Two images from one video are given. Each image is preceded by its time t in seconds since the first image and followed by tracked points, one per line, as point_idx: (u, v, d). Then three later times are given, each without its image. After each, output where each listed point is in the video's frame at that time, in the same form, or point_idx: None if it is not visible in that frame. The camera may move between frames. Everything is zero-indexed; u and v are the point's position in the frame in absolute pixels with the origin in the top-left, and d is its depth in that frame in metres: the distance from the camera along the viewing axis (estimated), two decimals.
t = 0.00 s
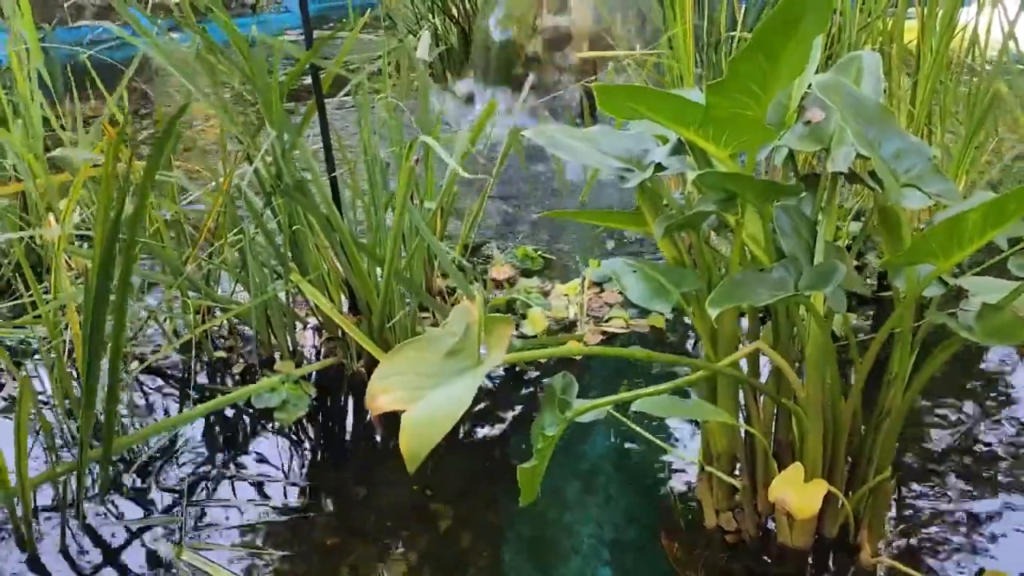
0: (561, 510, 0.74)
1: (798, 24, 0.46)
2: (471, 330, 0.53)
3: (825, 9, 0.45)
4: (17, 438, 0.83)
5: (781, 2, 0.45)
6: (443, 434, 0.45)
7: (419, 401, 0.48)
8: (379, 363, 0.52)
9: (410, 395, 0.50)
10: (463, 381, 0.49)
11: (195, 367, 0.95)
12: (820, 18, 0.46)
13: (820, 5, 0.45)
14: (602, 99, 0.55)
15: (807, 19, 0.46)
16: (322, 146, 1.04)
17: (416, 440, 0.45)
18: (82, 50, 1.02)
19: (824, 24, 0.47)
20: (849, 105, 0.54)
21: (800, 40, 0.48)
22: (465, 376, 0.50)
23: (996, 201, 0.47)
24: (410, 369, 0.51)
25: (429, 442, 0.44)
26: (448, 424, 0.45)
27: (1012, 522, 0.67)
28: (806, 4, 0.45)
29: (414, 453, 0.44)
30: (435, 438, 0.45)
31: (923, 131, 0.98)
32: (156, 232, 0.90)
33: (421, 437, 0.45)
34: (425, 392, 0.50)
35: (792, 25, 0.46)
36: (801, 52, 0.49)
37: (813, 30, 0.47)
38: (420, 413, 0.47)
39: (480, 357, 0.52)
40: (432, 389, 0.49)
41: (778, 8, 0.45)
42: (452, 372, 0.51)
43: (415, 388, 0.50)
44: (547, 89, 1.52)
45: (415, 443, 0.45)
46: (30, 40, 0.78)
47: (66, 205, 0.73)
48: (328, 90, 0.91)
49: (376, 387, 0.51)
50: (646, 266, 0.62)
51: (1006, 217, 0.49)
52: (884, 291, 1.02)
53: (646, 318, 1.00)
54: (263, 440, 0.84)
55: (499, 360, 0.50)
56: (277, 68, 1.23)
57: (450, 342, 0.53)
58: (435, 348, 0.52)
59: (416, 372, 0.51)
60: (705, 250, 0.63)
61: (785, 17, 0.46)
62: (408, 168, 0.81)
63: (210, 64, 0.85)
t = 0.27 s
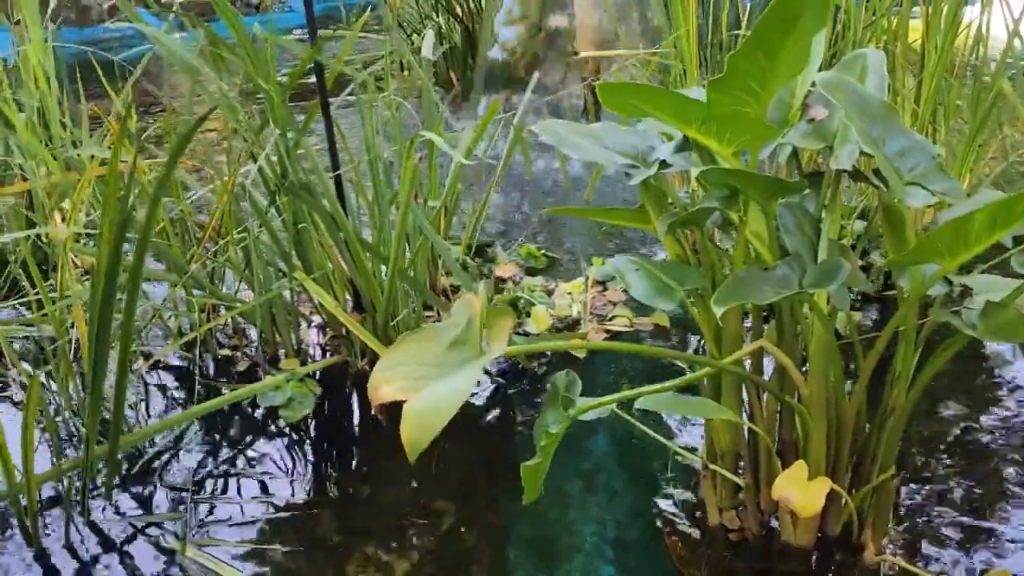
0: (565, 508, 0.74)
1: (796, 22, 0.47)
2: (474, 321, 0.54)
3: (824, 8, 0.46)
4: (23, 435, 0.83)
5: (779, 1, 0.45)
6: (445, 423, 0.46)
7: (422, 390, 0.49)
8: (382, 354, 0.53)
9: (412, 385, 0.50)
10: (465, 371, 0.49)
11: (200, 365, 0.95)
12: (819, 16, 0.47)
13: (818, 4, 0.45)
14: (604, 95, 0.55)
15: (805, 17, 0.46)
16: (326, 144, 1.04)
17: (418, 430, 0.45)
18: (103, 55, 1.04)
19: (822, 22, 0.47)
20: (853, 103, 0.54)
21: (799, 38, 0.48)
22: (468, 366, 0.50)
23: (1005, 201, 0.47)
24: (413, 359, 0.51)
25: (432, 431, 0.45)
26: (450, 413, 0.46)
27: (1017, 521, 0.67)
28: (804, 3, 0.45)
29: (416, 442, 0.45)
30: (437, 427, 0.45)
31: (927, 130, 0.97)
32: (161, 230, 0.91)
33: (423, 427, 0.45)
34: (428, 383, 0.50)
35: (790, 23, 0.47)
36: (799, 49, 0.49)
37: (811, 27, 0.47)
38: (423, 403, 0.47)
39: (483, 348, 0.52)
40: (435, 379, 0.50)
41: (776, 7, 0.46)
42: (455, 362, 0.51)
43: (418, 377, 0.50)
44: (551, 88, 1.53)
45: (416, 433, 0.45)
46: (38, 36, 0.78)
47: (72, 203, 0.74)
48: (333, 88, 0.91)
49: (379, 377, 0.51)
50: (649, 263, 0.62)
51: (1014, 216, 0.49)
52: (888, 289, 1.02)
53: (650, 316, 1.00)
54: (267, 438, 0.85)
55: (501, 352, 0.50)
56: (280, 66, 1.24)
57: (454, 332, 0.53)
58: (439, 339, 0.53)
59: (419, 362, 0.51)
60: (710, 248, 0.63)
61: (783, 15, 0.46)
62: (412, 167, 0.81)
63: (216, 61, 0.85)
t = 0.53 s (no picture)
0: (566, 508, 0.74)
1: (797, 22, 0.47)
2: (474, 317, 0.54)
3: (825, 8, 0.46)
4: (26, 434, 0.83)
5: (781, 1, 0.46)
6: (444, 417, 0.46)
7: (423, 386, 0.49)
8: (383, 350, 0.53)
9: (413, 380, 0.50)
10: (465, 368, 0.50)
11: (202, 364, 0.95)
12: (821, 16, 0.47)
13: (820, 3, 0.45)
14: (608, 95, 0.55)
15: (807, 17, 0.47)
16: (328, 144, 1.04)
17: (418, 425, 0.45)
18: (114, 56, 1.04)
19: (824, 22, 0.47)
20: (855, 103, 0.53)
21: (801, 38, 0.48)
22: (468, 363, 0.51)
23: (1004, 200, 0.47)
24: (414, 354, 0.51)
25: (431, 424, 0.45)
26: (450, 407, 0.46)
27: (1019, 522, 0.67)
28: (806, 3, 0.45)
29: (416, 435, 0.45)
30: (436, 422, 0.45)
31: (930, 131, 0.97)
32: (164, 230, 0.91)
33: (422, 422, 0.46)
34: (428, 378, 0.51)
35: (792, 23, 0.47)
36: (802, 50, 0.49)
37: (813, 27, 0.48)
38: (423, 398, 0.47)
39: (484, 344, 0.52)
40: (435, 375, 0.50)
41: (777, 7, 0.46)
42: (455, 358, 0.51)
43: (419, 373, 0.50)
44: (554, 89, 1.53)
45: (416, 427, 0.45)
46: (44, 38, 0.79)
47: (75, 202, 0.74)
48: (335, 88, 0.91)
49: (380, 371, 0.51)
50: (650, 263, 0.62)
51: (1014, 215, 0.49)
52: (890, 290, 1.01)
53: (652, 316, 1.00)
54: (269, 437, 0.85)
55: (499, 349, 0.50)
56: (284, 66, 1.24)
57: (455, 328, 0.53)
58: (440, 335, 0.53)
59: (419, 357, 0.51)
60: (711, 249, 0.63)
61: (785, 15, 0.47)
62: (414, 166, 0.81)
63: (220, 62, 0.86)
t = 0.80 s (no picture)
0: (568, 508, 0.74)
1: (798, 21, 0.48)
2: (477, 321, 0.53)
3: (826, 5, 0.47)
4: (29, 433, 0.83)
5: None
6: (447, 422, 0.46)
7: (425, 391, 0.49)
8: (387, 354, 0.53)
9: (416, 385, 0.50)
10: (468, 372, 0.49)
11: (205, 363, 0.95)
12: (820, 14, 0.48)
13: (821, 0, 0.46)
14: (611, 95, 0.55)
15: (808, 15, 0.47)
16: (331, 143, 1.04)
17: (420, 429, 0.45)
18: (118, 56, 1.05)
19: (823, 21, 0.48)
20: (860, 103, 0.54)
21: (801, 36, 0.49)
22: (471, 367, 0.50)
23: (1008, 202, 0.47)
24: (418, 358, 0.51)
25: (433, 431, 0.45)
26: (452, 412, 0.46)
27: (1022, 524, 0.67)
28: None
29: (419, 441, 0.45)
30: (439, 428, 0.45)
31: (934, 131, 0.97)
32: (167, 229, 0.91)
33: (425, 427, 0.45)
34: (431, 383, 0.50)
35: (793, 20, 0.48)
36: (802, 49, 0.50)
37: (813, 26, 0.48)
38: (425, 403, 0.47)
39: (487, 348, 0.52)
40: (438, 380, 0.50)
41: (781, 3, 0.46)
42: (458, 363, 0.51)
43: (421, 377, 0.50)
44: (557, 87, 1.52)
45: (418, 432, 0.45)
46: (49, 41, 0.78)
47: (79, 201, 0.74)
48: (338, 87, 0.91)
49: (384, 377, 0.51)
50: (652, 264, 0.62)
51: (1018, 217, 0.49)
52: (894, 291, 1.01)
53: (654, 317, 1.00)
54: (271, 436, 0.85)
55: (503, 353, 0.50)
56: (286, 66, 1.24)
57: (457, 332, 0.53)
58: (442, 339, 0.52)
59: (423, 362, 0.51)
60: (714, 249, 0.63)
61: (786, 13, 0.47)
62: (417, 166, 0.81)
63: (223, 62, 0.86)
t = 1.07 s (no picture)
0: (569, 508, 0.74)
1: (803, 23, 0.47)
2: (475, 324, 0.54)
3: (831, 6, 0.46)
4: (29, 431, 0.83)
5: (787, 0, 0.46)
6: (448, 426, 0.46)
7: (425, 394, 0.48)
8: (385, 355, 0.52)
9: (415, 388, 0.50)
10: (467, 375, 0.49)
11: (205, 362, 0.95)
12: (826, 16, 0.47)
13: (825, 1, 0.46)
14: (614, 93, 0.55)
15: (813, 16, 0.47)
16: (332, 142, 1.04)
17: (420, 433, 0.45)
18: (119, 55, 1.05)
19: (829, 21, 0.48)
20: (862, 104, 0.54)
21: (806, 36, 0.48)
22: (470, 370, 0.50)
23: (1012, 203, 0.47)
24: (417, 361, 0.51)
25: (434, 435, 0.45)
26: (453, 416, 0.46)
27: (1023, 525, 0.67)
28: None
29: (419, 444, 0.45)
30: (440, 432, 0.45)
31: (935, 131, 0.97)
32: (168, 227, 0.91)
33: (425, 431, 0.45)
34: (430, 386, 0.50)
35: (797, 21, 0.47)
36: (807, 49, 0.50)
37: (818, 26, 0.48)
38: (425, 407, 0.47)
39: (485, 352, 0.52)
40: (437, 383, 0.49)
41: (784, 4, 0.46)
42: (457, 365, 0.51)
43: (422, 380, 0.50)
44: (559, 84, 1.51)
45: (418, 436, 0.45)
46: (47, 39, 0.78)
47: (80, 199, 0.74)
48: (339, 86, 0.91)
49: (383, 379, 0.50)
50: (653, 264, 0.62)
51: (1021, 219, 0.49)
52: (894, 291, 1.01)
53: (655, 316, 1.00)
54: (271, 435, 0.85)
55: (503, 355, 0.51)
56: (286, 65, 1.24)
57: (456, 334, 0.53)
58: (441, 341, 0.52)
59: (423, 365, 0.51)
60: (715, 249, 0.63)
61: (791, 13, 0.47)
62: (418, 165, 0.81)
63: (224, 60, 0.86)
